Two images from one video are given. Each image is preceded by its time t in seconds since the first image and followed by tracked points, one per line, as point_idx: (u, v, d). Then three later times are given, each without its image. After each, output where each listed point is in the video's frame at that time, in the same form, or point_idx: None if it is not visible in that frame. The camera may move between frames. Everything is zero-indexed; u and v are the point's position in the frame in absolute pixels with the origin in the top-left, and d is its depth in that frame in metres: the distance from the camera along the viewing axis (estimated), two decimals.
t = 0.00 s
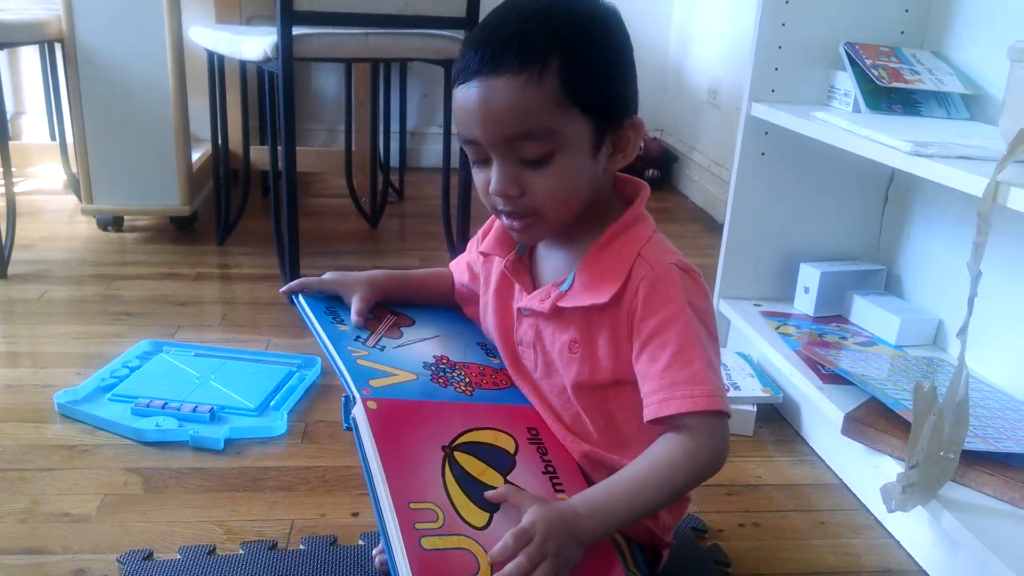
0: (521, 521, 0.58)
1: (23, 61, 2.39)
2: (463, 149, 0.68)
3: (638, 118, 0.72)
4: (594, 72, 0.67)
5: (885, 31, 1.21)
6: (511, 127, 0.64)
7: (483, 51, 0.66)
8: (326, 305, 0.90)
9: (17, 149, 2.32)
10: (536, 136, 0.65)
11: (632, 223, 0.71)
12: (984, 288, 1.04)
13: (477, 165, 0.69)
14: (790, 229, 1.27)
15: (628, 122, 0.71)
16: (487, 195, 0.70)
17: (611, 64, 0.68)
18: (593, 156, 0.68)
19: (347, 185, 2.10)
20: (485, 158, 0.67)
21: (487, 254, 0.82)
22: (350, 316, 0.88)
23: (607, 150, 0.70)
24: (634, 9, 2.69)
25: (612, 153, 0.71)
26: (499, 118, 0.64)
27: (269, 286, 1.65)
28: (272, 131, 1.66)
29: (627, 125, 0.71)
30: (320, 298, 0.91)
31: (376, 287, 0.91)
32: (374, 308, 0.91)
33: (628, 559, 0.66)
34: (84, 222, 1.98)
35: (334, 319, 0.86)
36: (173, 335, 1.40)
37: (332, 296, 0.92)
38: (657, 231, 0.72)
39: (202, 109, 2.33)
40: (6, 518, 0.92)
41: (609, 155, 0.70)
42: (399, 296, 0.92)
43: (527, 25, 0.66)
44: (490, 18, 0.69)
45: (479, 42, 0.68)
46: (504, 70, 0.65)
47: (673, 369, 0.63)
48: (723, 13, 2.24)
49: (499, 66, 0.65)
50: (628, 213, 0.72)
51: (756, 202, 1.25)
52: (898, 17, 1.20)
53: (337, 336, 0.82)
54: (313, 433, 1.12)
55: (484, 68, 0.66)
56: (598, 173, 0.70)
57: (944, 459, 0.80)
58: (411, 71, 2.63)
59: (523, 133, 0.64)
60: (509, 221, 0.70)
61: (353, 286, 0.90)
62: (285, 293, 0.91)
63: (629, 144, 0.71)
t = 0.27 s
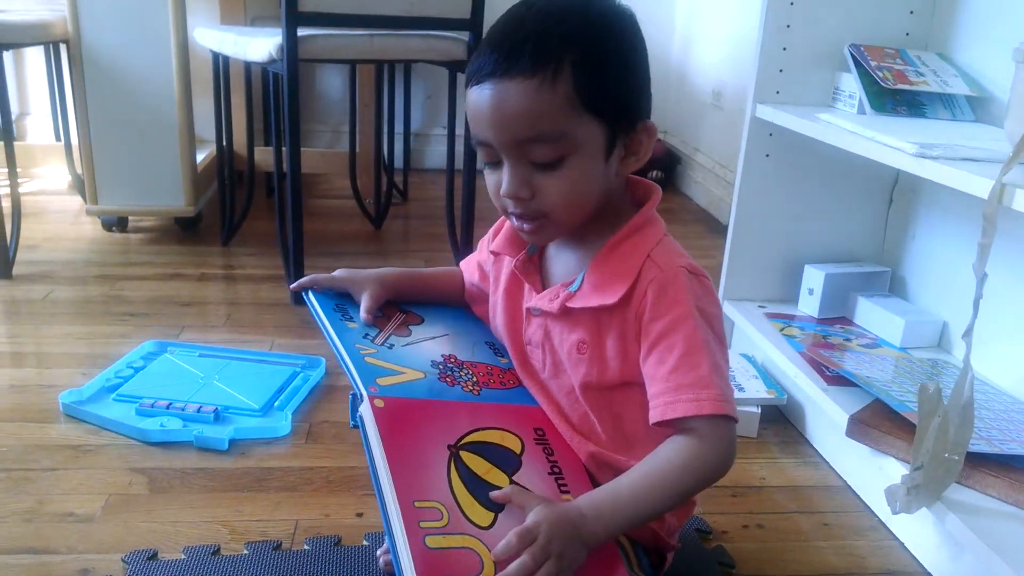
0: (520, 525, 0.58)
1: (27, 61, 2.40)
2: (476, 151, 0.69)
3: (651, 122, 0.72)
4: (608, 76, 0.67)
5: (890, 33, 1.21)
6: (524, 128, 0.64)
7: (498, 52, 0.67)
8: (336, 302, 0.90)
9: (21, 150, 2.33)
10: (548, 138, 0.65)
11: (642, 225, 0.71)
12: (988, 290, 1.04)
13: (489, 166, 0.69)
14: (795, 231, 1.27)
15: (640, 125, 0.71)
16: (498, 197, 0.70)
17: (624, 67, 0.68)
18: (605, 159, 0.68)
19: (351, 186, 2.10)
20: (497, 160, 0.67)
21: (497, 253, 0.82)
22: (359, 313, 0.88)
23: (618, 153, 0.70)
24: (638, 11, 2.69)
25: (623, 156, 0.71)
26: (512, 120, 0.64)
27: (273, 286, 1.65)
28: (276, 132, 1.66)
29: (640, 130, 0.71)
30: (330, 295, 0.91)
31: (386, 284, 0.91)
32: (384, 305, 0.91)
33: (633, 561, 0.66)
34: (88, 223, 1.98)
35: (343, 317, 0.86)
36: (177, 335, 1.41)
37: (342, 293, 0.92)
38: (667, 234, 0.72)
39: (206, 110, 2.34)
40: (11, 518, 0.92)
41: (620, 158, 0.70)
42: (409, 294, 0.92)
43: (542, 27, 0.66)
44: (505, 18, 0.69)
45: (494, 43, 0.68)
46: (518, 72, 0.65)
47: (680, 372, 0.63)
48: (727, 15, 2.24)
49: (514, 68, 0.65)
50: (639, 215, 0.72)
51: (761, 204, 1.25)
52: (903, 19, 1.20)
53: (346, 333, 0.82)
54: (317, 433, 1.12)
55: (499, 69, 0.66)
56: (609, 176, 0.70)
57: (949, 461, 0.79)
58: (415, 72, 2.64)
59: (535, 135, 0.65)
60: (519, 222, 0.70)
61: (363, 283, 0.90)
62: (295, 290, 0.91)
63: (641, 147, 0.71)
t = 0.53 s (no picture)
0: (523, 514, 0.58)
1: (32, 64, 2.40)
2: (484, 152, 0.69)
3: (661, 126, 0.72)
4: (618, 80, 0.67)
5: (893, 36, 1.21)
6: (531, 131, 0.65)
7: (506, 55, 0.67)
8: (345, 302, 0.90)
9: (26, 152, 2.33)
10: (555, 141, 0.65)
11: (652, 230, 0.71)
12: (992, 294, 1.04)
13: (498, 168, 0.69)
14: (799, 233, 1.27)
15: (650, 129, 0.70)
16: (507, 198, 0.70)
17: (634, 70, 0.68)
18: (613, 163, 0.68)
19: (354, 188, 2.10)
20: (505, 162, 0.68)
21: (507, 256, 0.82)
22: (368, 314, 0.88)
23: (627, 157, 0.70)
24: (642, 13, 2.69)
25: (632, 160, 0.70)
26: (519, 123, 0.65)
27: (276, 289, 1.65)
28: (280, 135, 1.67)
29: (650, 134, 0.70)
30: (340, 295, 0.91)
31: (395, 285, 0.91)
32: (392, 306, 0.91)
33: (638, 565, 0.66)
34: (92, 225, 1.99)
35: (352, 317, 0.86)
36: (181, 338, 1.41)
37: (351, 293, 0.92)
38: (677, 240, 0.72)
39: (210, 112, 2.34)
40: (15, 520, 0.92)
41: (630, 162, 0.70)
42: (418, 295, 0.93)
43: (552, 30, 0.66)
44: (516, 21, 0.69)
45: (503, 45, 0.68)
46: (526, 75, 0.65)
47: (687, 377, 0.63)
48: (730, 18, 2.24)
49: (522, 71, 0.65)
50: (649, 219, 0.72)
51: (765, 207, 1.25)
52: (907, 23, 1.20)
53: (354, 334, 0.82)
54: (321, 436, 1.12)
55: (507, 72, 0.66)
56: (617, 180, 0.70)
57: (953, 464, 0.79)
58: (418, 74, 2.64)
59: (542, 138, 0.65)
60: (527, 224, 0.70)
61: (372, 284, 0.90)
62: (305, 289, 0.91)
63: (650, 151, 0.71)
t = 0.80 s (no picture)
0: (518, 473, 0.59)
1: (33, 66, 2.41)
2: (486, 160, 0.69)
3: (663, 128, 0.71)
4: (618, 85, 0.66)
5: (894, 38, 1.21)
6: (531, 138, 0.65)
7: (506, 62, 0.67)
8: (352, 300, 0.90)
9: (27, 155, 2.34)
10: (556, 148, 0.65)
11: (655, 235, 0.71)
12: (994, 296, 1.04)
13: (500, 175, 0.69)
14: (800, 236, 1.27)
15: (652, 132, 0.70)
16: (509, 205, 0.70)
17: (634, 73, 0.68)
18: (615, 168, 0.68)
19: (356, 191, 2.11)
20: (507, 169, 0.68)
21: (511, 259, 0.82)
22: (374, 312, 0.88)
23: (629, 162, 0.70)
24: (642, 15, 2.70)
25: (634, 163, 0.70)
26: (519, 131, 0.65)
27: (278, 291, 1.65)
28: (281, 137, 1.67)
29: (651, 137, 0.70)
30: (347, 292, 0.91)
31: (402, 284, 0.91)
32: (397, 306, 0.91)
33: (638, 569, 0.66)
34: (93, 227, 1.99)
35: (358, 315, 0.86)
36: (182, 340, 1.41)
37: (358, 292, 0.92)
38: (681, 245, 0.71)
39: (212, 115, 2.35)
40: (17, 522, 0.92)
41: (632, 165, 0.70)
42: (424, 296, 0.92)
43: (551, 36, 0.66)
44: (516, 28, 0.69)
45: (502, 52, 0.68)
46: (526, 82, 0.65)
47: (688, 388, 0.63)
48: (731, 19, 2.24)
49: (522, 79, 0.65)
50: (653, 224, 0.72)
51: (767, 209, 1.25)
52: (908, 24, 1.20)
53: (361, 331, 0.82)
54: (322, 438, 1.12)
55: (507, 79, 0.66)
56: (619, 185, 0.70)
57: (956, 467, 0.79)
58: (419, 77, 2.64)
59: (542, 146, 0.65)
60: (530, 229, 0.70)
61: (379, 283, 0.90)
62: (313, 287, 0.91)
63: (652, 154, 0.71)
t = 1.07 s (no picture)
0: (504, 476, 0.64)
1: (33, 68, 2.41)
2: (484, 162, 0.69)
3: (661, 130, 0.71)
4: (616, 87, 0.66)
5: (894, 39, 1.21)
6: (529, 140, 0.65)
7: (504, 64, 0.67)
8: (353, 300, 0.90)
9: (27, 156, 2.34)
10: (554, 150, 0.65)
11: (655, 238, 0.71)
12: (994, 296, 1.04)
13: (498, 177, 0.69)
14: (800, 237, 1.27)
15: (650, 134, 0.70)
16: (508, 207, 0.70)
17: (632, 74, 0.68)
18: (614, 171, 0.68)
19: (355, 192, 2.10)
20: (505, 171, 0.68)
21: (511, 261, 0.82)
22: (376, 313, 0.88)
23: (628, 163, 0.69)
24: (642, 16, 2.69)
25: (633, 165, 0.70)
26: (517, 132, 0.65)
27: (277, 292, 1.65)
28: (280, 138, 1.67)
29: (650, 139, 0.70)
30: (348, 293, 0.91)
31: (403, 286, 0.91)
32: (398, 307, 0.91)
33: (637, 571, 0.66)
34: (93, 229, 1.99)
35: (359, 316, 0.86)
36: (181, 341, 1.41)
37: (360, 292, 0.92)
38: (681, 247, 0.71)
39: (211, 116, 2.35)
40: (16, 524, 0.92)
41: (631, 168, 0.70)
42: (424, 297, 0.92)
43: (549, 38, 0.67)
44: (514, 30, 0.69)
45: (500, 54, 0.68)
46: (523, 84, 0.65)
47: (688, 390, 0.63)
48: (731, 20, 2.24)
49: (519, 80, 0.65)
50: (653, 226, 0.72)
51: (767, 210, 1.25)
52: (907, 25, 1.20)
53: (362, 332, 0.82)
54: (321, 439, 1.12)
55: (505, 81, 0.66)
56: (617, 187, 0.69)
57: (954, 468, 0.80)
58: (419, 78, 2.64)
59: (540, 147, 0.65)
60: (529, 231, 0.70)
61: (380, 284, 0.90)
62: (314, 287, 0.91)
63: (651, 156, 0.71)
